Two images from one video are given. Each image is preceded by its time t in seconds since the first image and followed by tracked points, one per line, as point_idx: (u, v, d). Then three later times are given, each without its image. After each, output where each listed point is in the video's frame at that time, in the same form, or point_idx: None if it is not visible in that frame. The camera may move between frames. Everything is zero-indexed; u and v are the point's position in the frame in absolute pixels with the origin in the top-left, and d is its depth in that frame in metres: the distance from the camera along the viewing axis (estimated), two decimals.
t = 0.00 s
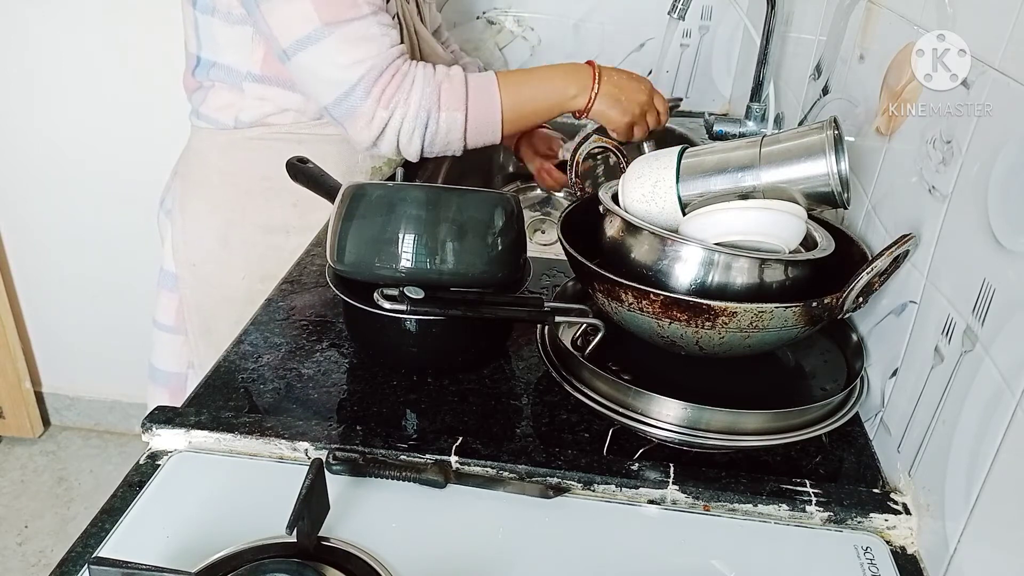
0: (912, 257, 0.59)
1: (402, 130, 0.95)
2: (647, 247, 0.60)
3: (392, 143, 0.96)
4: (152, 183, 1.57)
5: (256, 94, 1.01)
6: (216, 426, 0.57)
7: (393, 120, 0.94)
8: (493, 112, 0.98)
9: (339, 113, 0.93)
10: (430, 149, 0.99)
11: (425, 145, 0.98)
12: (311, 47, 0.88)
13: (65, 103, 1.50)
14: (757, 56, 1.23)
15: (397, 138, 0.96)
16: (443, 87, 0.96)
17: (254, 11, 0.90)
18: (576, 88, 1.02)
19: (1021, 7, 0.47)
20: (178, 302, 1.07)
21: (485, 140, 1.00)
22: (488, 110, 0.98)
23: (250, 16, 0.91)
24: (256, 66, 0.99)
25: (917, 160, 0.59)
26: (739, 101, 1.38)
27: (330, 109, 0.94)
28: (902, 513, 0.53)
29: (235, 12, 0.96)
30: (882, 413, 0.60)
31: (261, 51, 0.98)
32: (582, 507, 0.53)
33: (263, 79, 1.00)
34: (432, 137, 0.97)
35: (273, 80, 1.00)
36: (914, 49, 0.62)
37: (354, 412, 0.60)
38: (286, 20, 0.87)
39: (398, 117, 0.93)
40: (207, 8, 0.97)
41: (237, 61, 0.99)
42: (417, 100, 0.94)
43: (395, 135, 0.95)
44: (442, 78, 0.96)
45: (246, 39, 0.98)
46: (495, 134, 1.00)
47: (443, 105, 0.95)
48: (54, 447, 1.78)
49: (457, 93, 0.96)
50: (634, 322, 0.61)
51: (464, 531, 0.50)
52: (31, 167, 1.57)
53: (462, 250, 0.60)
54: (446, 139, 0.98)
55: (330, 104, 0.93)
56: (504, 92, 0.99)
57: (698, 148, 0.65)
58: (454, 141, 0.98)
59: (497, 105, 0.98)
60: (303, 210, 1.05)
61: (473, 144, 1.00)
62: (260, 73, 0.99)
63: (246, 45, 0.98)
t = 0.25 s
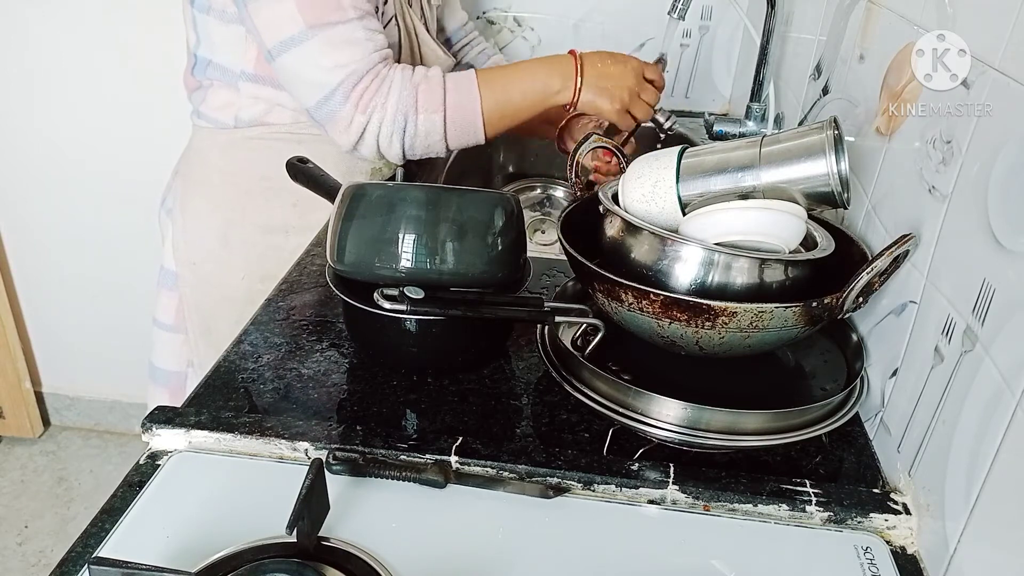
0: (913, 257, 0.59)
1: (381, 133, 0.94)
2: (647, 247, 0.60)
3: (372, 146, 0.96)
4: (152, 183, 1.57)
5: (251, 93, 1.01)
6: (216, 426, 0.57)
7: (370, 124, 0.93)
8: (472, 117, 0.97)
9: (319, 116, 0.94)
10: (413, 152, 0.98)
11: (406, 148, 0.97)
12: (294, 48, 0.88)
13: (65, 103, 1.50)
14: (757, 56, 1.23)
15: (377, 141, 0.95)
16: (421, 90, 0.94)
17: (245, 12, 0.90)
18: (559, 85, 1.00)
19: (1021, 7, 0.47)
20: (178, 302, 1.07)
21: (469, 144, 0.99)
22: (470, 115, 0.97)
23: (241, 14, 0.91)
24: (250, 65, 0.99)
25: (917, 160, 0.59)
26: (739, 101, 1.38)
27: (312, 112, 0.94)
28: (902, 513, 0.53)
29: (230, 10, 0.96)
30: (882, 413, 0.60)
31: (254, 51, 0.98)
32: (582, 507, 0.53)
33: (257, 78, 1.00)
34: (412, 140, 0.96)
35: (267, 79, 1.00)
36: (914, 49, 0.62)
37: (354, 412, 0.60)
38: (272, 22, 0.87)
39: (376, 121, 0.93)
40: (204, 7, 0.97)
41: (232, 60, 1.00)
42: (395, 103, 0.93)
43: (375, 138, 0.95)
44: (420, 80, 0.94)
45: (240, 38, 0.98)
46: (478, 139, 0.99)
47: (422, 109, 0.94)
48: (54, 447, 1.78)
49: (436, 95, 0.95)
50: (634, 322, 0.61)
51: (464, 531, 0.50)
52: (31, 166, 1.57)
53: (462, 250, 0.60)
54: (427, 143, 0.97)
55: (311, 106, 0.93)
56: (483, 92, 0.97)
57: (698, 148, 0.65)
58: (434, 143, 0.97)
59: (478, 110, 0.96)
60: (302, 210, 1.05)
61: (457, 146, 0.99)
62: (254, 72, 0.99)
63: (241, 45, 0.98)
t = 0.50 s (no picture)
0: (912, 258, 0.59)
1: (360, 158, 0.96)
2: (647, 248, 0.60)
3: (349, 167, 0.98)
4: (152, 183, 1.57)
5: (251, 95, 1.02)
6: (216, 426, 0.57)
7: (352, 149, 0.95)
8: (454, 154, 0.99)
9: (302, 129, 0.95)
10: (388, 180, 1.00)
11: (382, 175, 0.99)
12: (282, 61, 0.88)
13: (65, 103, 1.50)
14: (757, 56, 1.23)
15: (355, 164, 0.97)
16: (408, 125, 0.96)
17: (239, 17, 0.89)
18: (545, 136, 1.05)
19: (1021, 7, 0.47)
20: (178, 303, 1.07)
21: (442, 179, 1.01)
22: (450, 150, 0.99)
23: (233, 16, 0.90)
24: (249, 69, 1.00)
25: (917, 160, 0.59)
26: (739, 101, 1.38)
27: (296, 122, 0.94)
28: (902, 513, 0.53)
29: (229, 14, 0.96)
30: (882, 413, 0.60)
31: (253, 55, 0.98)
32: (582, 507, 0.53)
33: (255, 82, 1.00)
34: (388, 171, 0.99)
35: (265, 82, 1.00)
36: (914, 49, 0.62)
37: (354, 411, 0.60)
38: (266, 30, 0.87)
39: (358, 147, 0.95)
40: (203, 10, 0.97)
41: (231, 64, 1.00)
42: (379, 133, 0.95)
43: (353, 160, 0.97)
44: (410, 115, 0.96)
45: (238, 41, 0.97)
46: (452, 175, 1.01)
47: (405, 144, 0.96)
48: (54, 447, 1.78)
49: (423, 133, 0.97)
50: (634, 322, 0.61)
51: (464, 530, 0.50)
52: (31, 166, 1.57)
53: (462, 250, 0.60)
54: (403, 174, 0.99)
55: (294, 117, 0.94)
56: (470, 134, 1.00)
57: (698, 148, 0.65)
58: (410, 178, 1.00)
59: (459, 146, 0.99)
60: (302, 211, 1.05)
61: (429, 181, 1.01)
62: (252, 76, 1.00)
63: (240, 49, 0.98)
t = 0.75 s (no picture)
0: (912, 257, 0.59)
1: (383, 140, 0.96)
2: (647, 247, 0.60)
3: (371, 153, 0.97)
4: (153, 183, 1.57)
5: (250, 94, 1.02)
6: (216, 426, 0.57)
7: (374, 132, 0.95)
8: (476, 128, 0.99)
9: (322, 118, 0.94)
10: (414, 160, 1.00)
11: (406, 155, 0.99)
12: (293, 51, 0.88)
13: (65, 103, 1.50)
14: (757, 56, 1.23)
15: (378, 147, 0.96)
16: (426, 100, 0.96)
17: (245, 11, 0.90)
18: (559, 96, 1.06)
19: (1022, 7, 0.47)
20: (178, 303, 1.07)
21: (467, 154, 1.01)
22: (470, 124, 0.99)
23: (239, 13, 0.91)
24: (249, 67, 1.00)
25: (917, 160, 0.59)
26: (739, 101, 1.38)
27: (313, 112, 0.94)
28: (902, 513, 0.53)
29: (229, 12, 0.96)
30: (882, 413, 0.60)
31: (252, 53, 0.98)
32: (582, 507, 0.53)
33: (255, 79, 1.00)
34: (414, 148, 0.98)
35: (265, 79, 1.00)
36: (914, 49, 0.62)
37: (354, 412, 0.60)
38: (273, 23, 0.87)
39: (380, 128, 0.94)
40: (202, 10, 0.98)
41: (231, 62, 1.00)
42: (399, 112, 0.94)
43: (377, 144, 0.96)
44: (427, 90, 0.96)
45: (237, 39, 0.98)
46: (474, 151, 1.01)
47: (428, 118, 0.96)
48: (54, 447, 1.78)
49: (443, 108, 0.97)
50: (634, 322, 0.61)
51: (464, 531, 0.50)
52: (31, 166, 1.57)
53: (462, 250, 0.60)
54: (428, 151, 0.99)
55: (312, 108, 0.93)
56: (487, 104, 1.00)
57: (698, 148, 0.65)
58: (434, 154, 0.99)
59: (479, 121, 0.99)
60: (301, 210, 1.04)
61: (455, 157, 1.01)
62: (252, 74, 1.00)
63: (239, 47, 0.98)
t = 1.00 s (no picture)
0: (912, 257, 0.59)
1: (367, 151, 0.98)
2: (647, 247, 0.60)
3: (353, 163, 1.00)
4: (153, 183, 1.57)
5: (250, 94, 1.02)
6: (216, 426, 0.57)
7: (359, 142, 0.97)
8: (457, 154, 1.04)
9: (306, 124, 0.96)
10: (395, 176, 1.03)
11: (388, 169, 1.02)
12: (283, 56, 0.90)
13: (65, 103, 1.50)
14: (757, 56, 1.23)
15: (359, 160, 0.99)
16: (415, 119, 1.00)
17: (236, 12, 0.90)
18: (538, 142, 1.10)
19: (1022, 7, 0.47)
20: (178, 303, 1.07)
21: (445, 177, 1.05)
22: (455, 146, 1.04)
23: (230, 13, 0.92)
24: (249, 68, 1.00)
25: (917, 159, 0.59)
26: (739, 101, 1.38)
27: (297, 117, 0.96)
28: (902, 513, 0.53)
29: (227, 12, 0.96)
30: (882, 413, 0.60)
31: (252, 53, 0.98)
32: (582, 507, 0.53)
33: (253, 81, 1.01)
34: (395, 165, 1.01)
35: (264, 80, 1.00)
36: (914, 49, 0.62)
37: (354, 412, 0.60)
38: (262, 25, 0.88)
39: (366, 139, 0.97)
40: (200, 10, 0.98)
41: (230, 63, 1.00)
42: (386, 126, 0.98)
43: (360, 154, 0.98)
44: (417, 110, 1.00)
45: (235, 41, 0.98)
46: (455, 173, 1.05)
47: (414, 137, 1.00)
48: (54, 447, 1.78)
49: (430, 129, 1.01)
50: (634, 322, 0.61)
51: (464, 531, 0.50)
52: (31, 166, 1.57)
53: (462, 250, 0.60)
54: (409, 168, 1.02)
55: (299, 113, 0.95)
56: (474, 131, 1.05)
57: (698, 148, 0.65)
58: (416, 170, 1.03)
59: (464, 146, 1.04)
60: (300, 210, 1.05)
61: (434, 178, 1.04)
62: (250, 74, 1.00)
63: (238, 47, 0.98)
